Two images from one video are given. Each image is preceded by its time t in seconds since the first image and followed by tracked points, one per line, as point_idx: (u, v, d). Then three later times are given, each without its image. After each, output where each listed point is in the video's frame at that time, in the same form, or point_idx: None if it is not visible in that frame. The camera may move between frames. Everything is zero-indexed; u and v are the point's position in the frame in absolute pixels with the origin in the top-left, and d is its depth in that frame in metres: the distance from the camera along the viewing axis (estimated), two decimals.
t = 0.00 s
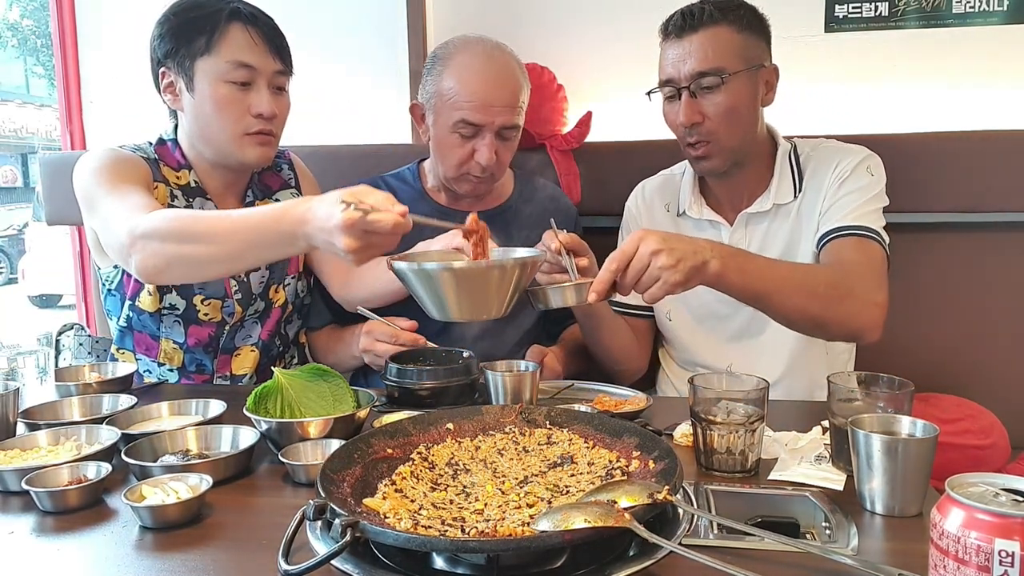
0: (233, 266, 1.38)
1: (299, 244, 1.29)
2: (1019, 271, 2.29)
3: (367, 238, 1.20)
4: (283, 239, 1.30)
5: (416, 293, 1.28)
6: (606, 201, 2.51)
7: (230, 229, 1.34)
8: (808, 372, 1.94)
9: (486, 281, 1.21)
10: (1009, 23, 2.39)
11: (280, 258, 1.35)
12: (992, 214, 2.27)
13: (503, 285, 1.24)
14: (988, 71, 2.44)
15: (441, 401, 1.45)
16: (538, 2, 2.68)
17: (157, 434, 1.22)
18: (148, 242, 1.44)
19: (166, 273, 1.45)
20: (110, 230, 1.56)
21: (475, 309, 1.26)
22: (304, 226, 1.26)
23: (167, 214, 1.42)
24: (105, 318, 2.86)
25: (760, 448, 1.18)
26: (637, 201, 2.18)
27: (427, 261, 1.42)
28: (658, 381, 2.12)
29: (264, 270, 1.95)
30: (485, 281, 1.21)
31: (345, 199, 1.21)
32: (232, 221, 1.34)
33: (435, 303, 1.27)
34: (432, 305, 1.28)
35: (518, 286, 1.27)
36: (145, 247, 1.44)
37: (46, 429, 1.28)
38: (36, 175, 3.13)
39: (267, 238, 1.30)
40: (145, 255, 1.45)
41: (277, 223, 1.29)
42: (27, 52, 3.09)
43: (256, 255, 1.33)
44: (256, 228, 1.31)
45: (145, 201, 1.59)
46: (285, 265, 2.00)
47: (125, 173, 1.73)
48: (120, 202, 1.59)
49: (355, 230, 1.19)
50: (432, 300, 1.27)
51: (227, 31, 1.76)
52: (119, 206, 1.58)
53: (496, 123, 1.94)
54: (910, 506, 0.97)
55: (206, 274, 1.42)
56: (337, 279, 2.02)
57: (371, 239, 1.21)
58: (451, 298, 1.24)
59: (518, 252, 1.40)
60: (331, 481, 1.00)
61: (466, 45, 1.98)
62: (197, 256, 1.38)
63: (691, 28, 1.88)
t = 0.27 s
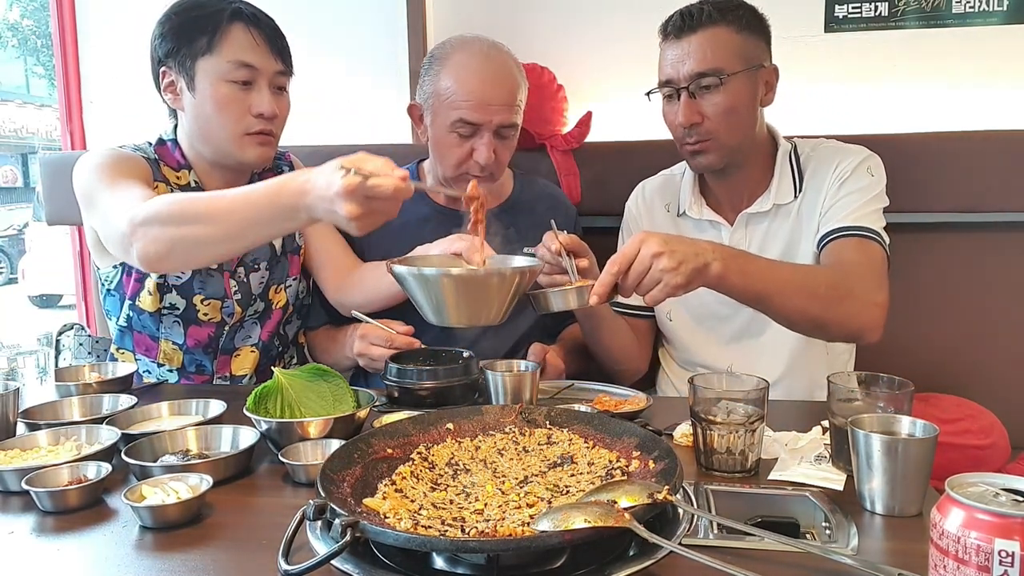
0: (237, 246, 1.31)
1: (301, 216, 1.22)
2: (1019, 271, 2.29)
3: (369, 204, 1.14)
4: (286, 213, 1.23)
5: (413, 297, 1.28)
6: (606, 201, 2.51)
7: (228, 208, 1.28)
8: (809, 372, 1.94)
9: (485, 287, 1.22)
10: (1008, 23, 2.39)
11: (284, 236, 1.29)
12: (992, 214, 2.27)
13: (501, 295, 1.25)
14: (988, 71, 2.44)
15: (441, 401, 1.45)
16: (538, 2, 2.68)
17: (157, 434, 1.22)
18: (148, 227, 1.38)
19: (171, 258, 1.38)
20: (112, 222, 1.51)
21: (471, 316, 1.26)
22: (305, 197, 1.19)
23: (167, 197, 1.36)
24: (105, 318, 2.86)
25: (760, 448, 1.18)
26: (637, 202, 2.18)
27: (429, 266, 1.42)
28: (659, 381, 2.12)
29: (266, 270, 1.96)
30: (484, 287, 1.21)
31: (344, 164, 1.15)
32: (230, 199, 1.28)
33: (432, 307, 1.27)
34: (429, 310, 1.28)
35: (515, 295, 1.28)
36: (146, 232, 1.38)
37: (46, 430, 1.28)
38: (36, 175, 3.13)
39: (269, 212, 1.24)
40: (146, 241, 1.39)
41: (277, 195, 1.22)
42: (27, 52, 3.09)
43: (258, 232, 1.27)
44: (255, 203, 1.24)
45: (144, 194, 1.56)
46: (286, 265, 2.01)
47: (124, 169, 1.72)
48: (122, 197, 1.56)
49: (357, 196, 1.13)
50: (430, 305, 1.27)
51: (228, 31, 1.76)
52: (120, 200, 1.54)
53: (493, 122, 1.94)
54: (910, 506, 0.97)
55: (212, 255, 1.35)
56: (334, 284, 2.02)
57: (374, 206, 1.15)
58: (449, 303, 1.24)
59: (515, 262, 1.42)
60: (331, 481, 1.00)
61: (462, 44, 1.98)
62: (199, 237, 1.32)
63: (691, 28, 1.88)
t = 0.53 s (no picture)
0: (257, 210, 1.28)
1: (322, 172, 1.20)
2: (1019, 271, 2.29)
3: (390, 149, 1.14)
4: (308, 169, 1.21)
5: (413, 299, 1.29)
6: (606, 201, 2.51)
7: (244, 171, 1.25)
8: (808, 372, 1.94)
9: (485, 290, 1.23)
10: (1008, 23, 2.40)
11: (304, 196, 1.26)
12: (992, 213, 2.27)
13: (500, 298, 1.25)
14: (988, 71, 2.44)
15: (441, 401, 1.45)
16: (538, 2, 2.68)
17: (157, 434, 1.22)
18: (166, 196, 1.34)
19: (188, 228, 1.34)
20: (123, 202, 1.47)
21: (470, 318, 1.26)
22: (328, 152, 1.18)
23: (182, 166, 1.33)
24: (105, 318, 2.86)
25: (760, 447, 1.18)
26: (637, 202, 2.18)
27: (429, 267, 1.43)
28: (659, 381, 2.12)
29: (270, 271, 1.97)
30: (484, 289, 1.22)
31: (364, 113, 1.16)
32: (246, 162, 1.25)
33: (431, 310, 1.28)
34: (427, 311, 1.28)
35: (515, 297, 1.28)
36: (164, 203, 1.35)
37: (46, 430, 1.28)
38: (36, 175, 3.12)
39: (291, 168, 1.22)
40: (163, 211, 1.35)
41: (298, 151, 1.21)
42: (27, 52, 3.09)
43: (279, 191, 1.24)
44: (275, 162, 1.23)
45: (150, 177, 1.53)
46: (289, 266, 2.02)
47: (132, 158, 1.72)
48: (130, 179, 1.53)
49: (378, 140, 1.13)
50: (429, 306, 1.27)
51: (237, 32, 1.76)
52: (130, 181, 1.50)
53: (490, 121, 1.93)
54: (910, 506, 0.97)
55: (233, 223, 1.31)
56: (335, 285, 2.02)
57: (395, 151, 1.15)
58: (448, 305, 1.25)
59: (515, 266, 1.43)
60: (331, 481, 1.00)
61: (460, 44, 1.98)
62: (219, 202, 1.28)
63: (694, 28, 1.88)
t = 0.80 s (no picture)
0: (278, 175, 1.31)
1: (342, 132, 1.24)
2: (1019, 271, 2.29)
3: (409, 100, 1.18)
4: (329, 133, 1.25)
5: (414, 296, 1.29)
6: (606, 201, 2.51)
7: (264, 137, 1.28)
8: (809, 373, 1.94)
9: (487, 291, 1.23)
10: (1008, 23, 2.39)
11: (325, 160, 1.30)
12: (992, 213, 2.27)
13: (502, 298, 1.25)
14: (988, 70, 2.44)
15: (441, 401, 1.45)
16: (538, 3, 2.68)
17: (157, 434, 1.22)
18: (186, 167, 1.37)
19: (210, 198, 1.38)
20: (140, 182, 1.50)
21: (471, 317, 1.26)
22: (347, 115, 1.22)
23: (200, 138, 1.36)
24: (104, 318, 2.86)
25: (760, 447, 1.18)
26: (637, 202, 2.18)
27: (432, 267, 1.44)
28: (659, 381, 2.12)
29: (275, 271, 1.97)
30: (485, 290, 1.22)
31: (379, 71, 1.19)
32: (266, 128, 1.29)
33: (431, 308, 1.28)
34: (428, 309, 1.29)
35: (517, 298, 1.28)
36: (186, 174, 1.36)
37: (46, 429, 1.28)
38: (36, 175, 3.13)
39: (311, 131, 1.25)
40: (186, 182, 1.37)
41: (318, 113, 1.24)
42: (27, 52, 3.10)
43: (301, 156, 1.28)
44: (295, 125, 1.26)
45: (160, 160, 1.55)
46: (294, 266, 2.03)
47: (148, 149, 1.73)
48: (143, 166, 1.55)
49: (396, 91, 1.17)
50: (430, 304, 1.28)
51: (246, 32, 1.76)
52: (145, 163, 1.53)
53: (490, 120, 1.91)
54: (910, 506, 0.97)
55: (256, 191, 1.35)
56: (338, 287, 2.03)
57: (415, 102, 1.19)
58: (450, 305, 1.25)
59: (518, 267, 1.43)
60: (331, 481, 1.00)
61: (459, 43, 1.97)
62: (242, 169, 1.32)
63: (697, 28, 1.87)
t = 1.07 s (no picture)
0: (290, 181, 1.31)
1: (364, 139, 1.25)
2: (1020, 271, 2.29)
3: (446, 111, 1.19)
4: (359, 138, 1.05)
5: (406, 304, 1.29)
6: (606, 201, 2.51)
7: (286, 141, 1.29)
8: (809, 373, 1.94)
9: (479, 299, 1.23)
10: (1008, 23, 2.39)
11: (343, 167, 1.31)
12: (992, 213, 2.27)
13: (494, 306, 1.25)
14: (988, 71, 2.44)
15: (441, 401, 1.45)
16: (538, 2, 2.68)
17: (157, 434, 1.22)
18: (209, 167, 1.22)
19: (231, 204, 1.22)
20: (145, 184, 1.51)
21: (464, 326, 1.26)
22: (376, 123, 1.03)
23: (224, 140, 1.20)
24: (104, 318, 2.86)
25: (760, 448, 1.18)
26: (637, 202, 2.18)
27: (424, 273, 1.45)
28: (659, 381, 2.12)
29: (278, 271, 1.97)
30: (477, 299, 1.22)
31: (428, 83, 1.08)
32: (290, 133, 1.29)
33: (423, 316, 1.28)
34: (420, 317, 1.29)
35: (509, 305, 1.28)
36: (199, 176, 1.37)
37: (46, 429, 1.28)
38: (36, 175, 3.13)
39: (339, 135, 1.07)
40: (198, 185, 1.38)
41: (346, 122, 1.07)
42: (27, 52, 3.11)
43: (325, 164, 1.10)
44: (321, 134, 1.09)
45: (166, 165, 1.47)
46: (296, 266, 2.03)
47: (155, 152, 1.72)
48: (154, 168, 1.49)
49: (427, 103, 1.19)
50: (422, 313, 1.28)
51: (253, 33, 1.76)
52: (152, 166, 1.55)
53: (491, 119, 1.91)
54: (911, 506, 0.97)
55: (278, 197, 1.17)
56: (337, 288, 2.03)
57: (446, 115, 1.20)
58: (441, 315, 1.25)
59: (510, 273, 1.44)
60: (331, 481, 1.00)
61: (459, 42, 1.98)
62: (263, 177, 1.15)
63: (699, 28, 1.87)
